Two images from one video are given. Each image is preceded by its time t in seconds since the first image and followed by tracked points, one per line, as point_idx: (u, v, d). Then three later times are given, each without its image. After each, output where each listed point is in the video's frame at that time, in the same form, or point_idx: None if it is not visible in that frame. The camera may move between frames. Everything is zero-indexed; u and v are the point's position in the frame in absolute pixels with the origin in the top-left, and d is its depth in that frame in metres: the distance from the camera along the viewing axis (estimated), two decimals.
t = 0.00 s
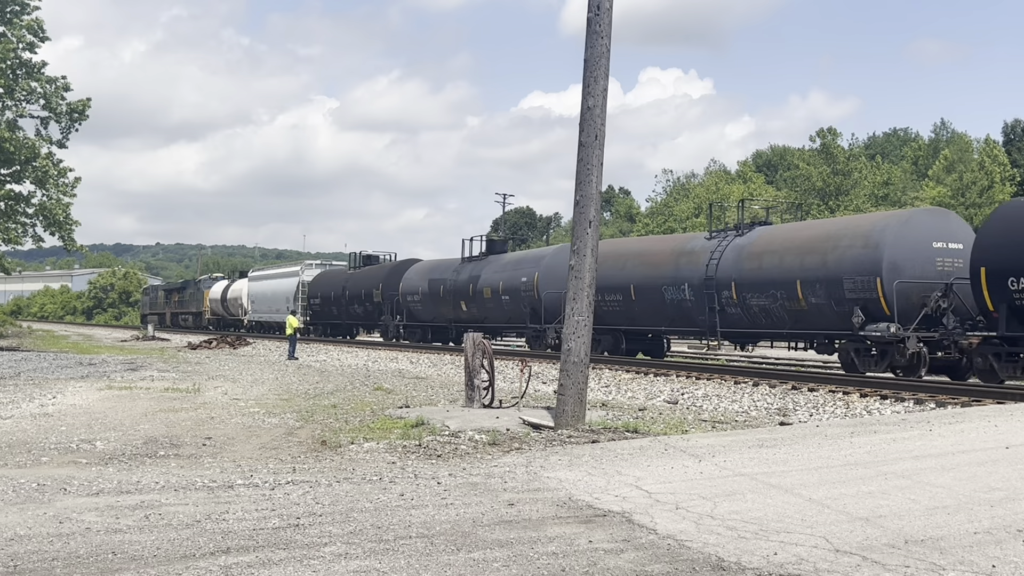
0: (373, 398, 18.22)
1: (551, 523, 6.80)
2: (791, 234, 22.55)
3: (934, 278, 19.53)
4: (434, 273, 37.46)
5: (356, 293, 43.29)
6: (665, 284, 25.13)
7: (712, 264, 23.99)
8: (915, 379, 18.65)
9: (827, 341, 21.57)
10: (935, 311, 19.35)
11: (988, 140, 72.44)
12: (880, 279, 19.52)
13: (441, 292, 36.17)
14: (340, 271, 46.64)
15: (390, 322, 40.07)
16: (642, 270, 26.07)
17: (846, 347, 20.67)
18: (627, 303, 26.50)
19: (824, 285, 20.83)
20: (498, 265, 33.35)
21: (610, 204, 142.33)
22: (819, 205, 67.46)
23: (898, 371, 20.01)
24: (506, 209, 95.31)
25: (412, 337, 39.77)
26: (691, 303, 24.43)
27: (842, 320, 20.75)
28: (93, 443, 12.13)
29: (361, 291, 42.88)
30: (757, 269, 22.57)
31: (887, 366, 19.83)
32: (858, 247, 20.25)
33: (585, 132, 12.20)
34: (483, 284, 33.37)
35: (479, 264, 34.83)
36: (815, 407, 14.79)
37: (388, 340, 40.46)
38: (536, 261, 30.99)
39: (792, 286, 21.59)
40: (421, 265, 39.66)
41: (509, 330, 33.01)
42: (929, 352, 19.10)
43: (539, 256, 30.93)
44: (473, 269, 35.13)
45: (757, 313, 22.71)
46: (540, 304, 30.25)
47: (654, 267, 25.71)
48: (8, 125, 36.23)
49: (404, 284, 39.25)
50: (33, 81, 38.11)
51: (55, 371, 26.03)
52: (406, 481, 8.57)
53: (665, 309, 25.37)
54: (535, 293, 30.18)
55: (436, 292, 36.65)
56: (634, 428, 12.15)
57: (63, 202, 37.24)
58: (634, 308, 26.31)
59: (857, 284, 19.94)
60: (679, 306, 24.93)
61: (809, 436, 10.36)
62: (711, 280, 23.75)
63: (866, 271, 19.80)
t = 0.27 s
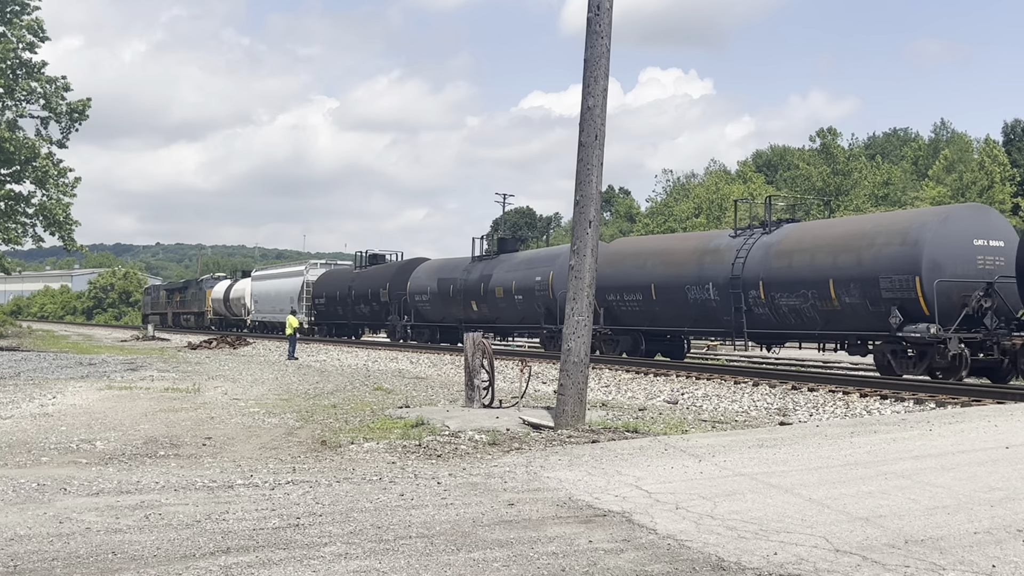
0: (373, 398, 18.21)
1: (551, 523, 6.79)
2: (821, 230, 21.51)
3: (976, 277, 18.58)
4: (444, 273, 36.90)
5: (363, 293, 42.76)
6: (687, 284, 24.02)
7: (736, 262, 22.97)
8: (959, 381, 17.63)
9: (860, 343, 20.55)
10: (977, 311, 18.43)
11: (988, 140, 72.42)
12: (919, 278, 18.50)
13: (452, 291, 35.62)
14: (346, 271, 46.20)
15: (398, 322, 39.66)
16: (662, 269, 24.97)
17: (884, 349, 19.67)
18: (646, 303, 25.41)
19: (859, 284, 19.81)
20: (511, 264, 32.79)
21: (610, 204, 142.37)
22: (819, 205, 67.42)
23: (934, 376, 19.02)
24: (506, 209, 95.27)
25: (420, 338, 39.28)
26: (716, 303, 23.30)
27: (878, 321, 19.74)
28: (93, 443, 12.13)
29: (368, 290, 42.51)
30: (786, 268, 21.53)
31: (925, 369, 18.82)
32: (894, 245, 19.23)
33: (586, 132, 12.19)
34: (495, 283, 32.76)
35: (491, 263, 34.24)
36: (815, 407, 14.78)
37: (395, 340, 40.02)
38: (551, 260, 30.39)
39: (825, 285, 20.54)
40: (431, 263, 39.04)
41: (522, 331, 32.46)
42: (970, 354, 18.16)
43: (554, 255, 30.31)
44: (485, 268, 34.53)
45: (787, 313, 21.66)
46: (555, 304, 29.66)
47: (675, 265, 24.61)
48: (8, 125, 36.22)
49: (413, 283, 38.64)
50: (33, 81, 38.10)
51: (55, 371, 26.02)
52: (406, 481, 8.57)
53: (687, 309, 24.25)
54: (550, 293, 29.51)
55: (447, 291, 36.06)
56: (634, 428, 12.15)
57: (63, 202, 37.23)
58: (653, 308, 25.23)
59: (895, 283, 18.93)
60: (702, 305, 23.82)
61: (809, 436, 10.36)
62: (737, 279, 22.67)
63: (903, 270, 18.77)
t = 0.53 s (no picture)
0: (373, 398, 18.19)
1: (551, 523, 6.79)
2: (854, 227, 20.87)
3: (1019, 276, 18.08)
4: (452, 272, 36.36)
5: (369, 293, 42.26)
6: (711, 283, 23.39)
7: (764, 260, 22.31)
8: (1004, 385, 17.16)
9: (895, 343, 19.87)
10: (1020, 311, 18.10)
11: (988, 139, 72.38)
12: (961, 275, 17.85)
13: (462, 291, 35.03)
14: (349, 271, 45.76)
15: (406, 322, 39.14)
16: (685, 268, 24.36)
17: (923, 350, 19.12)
18: (668, 302, 24.80)
19: (895, 282, 19.14)
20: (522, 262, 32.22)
21: (611, 204, 142.37)
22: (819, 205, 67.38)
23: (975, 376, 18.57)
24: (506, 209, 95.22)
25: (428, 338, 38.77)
26: (742, 303, 22.65)
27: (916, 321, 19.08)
28: (92, 443, 12.12)
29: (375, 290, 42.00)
30: (818, 266, 20.88)
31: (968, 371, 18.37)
32: (934, 242, 18.59)
33: (585, 132, 12.19)
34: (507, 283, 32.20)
35: (502, 262, 33.66)
36: (815, 407, 14.78)
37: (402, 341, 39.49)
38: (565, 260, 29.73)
39: (859, 284, 19.88)
40: (439, 262, 38.45)
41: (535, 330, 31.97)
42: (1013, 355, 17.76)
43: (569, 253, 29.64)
44: (497, 267, 33.87)
45: (818, 313, 21.01)
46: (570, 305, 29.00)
47: (699, 264, 23.99)
48: (8, 125, 36.22)
49: (420, 284, 38.08)
50: (33, 81, 38.08)
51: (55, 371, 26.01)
52: (406, 481, 8.57)
53: (710, 309, 23.62)
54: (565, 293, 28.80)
55: (457, 291, 35.46)
56: (634, 428, 12.14)
57: (63, 202, 37.23)
58: (675, 308, 24.61)
59: (935, 281, 18.27)
60: (727, 305, 23.17)
61: (809, 436, 10.36)
62: (766, 278, 22.02)
63: (945, 267, 18.11)
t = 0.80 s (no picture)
0: (373, 398, 18.21)
1: (551, 523, 6.79)
2: (891, 223, 20.04)
3: None
4: (463, 271, 35.80)
5: (376, 292, 41.75)
6: (738, 282, 22.58)
7: (794, 258, 21.49)
8: None
9: (933, 344, 19.13)
10: None
11: (988, 139, 72.36)
12: (1007, 274, 17.09)
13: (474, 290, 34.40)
14: (356, 270, 45.26)
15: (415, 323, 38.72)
16: (710, 267, 23.54)
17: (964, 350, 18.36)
18: (691, 302, 23.98)
19: (936, 281, 18.32)
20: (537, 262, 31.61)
21: (610, 204, 142.40)
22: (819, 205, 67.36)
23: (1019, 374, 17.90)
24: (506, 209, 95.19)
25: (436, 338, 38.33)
26: (770, 302, 21.85)
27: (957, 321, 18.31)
28: (92, 443, 12.13)
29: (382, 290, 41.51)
30: (852, 264, 20.07)
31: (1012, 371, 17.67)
32: (978, 238, 17.78)
33: (585, 132, 12.19)
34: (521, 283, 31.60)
35: (516, 261, 33.03)
36: (814, 407, 14.79)
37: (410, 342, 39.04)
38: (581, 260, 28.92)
39: (897, 282, 19.06)
40: (448, 261, 37.82)
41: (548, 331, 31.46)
42: None
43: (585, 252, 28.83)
44: (509, 266, 33.18)
45: (852, 313, 20.22)
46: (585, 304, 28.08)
47: (724, 262, 23.19)
48: (8, 125, 36.21)
49: (430, 283, 37.49)
50: (33, 81, 38.08)
51: (55, 371, 26.01)
52: (406, 481, 8.57)
53: (736, 309, 22.84)
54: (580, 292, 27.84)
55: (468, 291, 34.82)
56: (634, 428, 12.15)
57: (63, 202, 37.24)
58: (699, 308, 23.80)
59: (978, 280, 17.51)
60: (753, 305, 22.38)
61: (809, 436, 10.36)
62: (796, 276, 21.20)
63: (990, 265, 17.33)
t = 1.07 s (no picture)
0: (373, 398, 18.20)
1: (551, 523, 6.79)
2: (929, 219, 19.26)
3: None
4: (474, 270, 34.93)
5: (384, 291, 40.91)
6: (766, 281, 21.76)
7: (827, 256, 20.67)
8: None
9: (974, 344, 18.42)
10: None
11: (988, 139, 72.34)
12: None
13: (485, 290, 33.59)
14: (363, 269, 44.45)
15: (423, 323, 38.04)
16: (735, 265, 22.69)
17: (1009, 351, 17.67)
18: (716, 301, 23.13)
19: (980, 279, 17.58)
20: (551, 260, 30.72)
21: (610, 204, 142.42)
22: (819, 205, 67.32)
23: None
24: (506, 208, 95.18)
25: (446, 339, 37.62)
26: (801, 302, 21.07)
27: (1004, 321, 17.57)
28: (92, 443, 12.12)
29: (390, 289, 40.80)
30: (889, 262, 19.29)
31: None
32: None
33: (586, 132, 12.19)
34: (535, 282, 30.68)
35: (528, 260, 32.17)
36: (815, 408, 14.78)
37: (417, 342, 38.37)
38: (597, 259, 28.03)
39: (937, 281, 18.31)
40: (459, 260, 37.01)
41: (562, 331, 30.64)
42: None
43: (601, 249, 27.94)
44: (522, 264, 32.32)
45: (888, 313, 19.49)
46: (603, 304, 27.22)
47: (751, 261, 22.37)
48: (8, 125, 36.22)
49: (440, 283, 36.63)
50: (33, 81, 38.07)
51: (55, 371, 26.01)
52: (406, 481, 8.57)
53: (764, 308, 22.03)
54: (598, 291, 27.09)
55: (480, 291, 34.00)
56: (634, 428, 12.15)
57: (64, 202, 37.24)
58: (724, 308, 22.95)
59: None
60: (783, 304, 21.56)
61: (809, 436, 10.36)
62: (828, 275, 20.42)
63: None
